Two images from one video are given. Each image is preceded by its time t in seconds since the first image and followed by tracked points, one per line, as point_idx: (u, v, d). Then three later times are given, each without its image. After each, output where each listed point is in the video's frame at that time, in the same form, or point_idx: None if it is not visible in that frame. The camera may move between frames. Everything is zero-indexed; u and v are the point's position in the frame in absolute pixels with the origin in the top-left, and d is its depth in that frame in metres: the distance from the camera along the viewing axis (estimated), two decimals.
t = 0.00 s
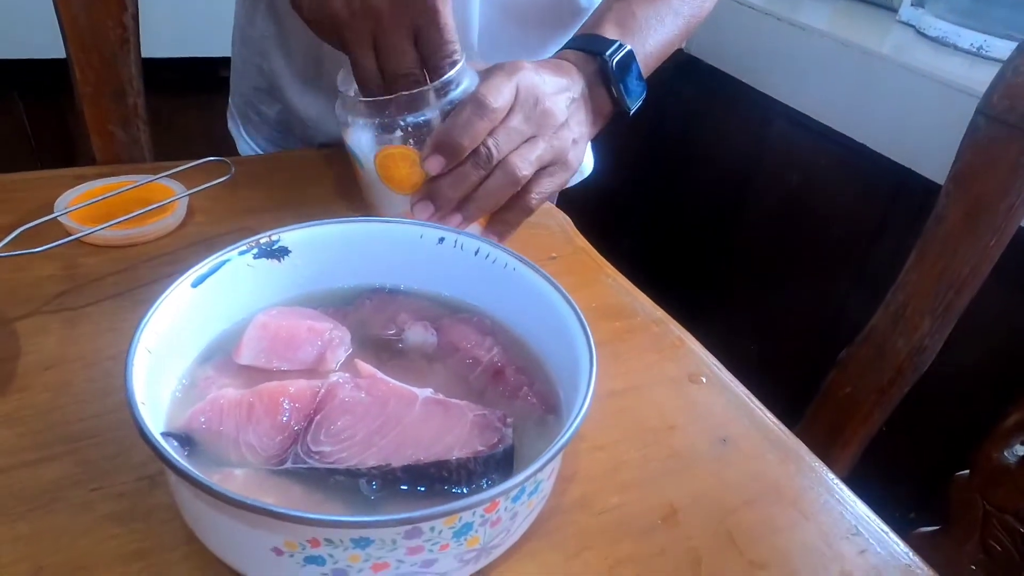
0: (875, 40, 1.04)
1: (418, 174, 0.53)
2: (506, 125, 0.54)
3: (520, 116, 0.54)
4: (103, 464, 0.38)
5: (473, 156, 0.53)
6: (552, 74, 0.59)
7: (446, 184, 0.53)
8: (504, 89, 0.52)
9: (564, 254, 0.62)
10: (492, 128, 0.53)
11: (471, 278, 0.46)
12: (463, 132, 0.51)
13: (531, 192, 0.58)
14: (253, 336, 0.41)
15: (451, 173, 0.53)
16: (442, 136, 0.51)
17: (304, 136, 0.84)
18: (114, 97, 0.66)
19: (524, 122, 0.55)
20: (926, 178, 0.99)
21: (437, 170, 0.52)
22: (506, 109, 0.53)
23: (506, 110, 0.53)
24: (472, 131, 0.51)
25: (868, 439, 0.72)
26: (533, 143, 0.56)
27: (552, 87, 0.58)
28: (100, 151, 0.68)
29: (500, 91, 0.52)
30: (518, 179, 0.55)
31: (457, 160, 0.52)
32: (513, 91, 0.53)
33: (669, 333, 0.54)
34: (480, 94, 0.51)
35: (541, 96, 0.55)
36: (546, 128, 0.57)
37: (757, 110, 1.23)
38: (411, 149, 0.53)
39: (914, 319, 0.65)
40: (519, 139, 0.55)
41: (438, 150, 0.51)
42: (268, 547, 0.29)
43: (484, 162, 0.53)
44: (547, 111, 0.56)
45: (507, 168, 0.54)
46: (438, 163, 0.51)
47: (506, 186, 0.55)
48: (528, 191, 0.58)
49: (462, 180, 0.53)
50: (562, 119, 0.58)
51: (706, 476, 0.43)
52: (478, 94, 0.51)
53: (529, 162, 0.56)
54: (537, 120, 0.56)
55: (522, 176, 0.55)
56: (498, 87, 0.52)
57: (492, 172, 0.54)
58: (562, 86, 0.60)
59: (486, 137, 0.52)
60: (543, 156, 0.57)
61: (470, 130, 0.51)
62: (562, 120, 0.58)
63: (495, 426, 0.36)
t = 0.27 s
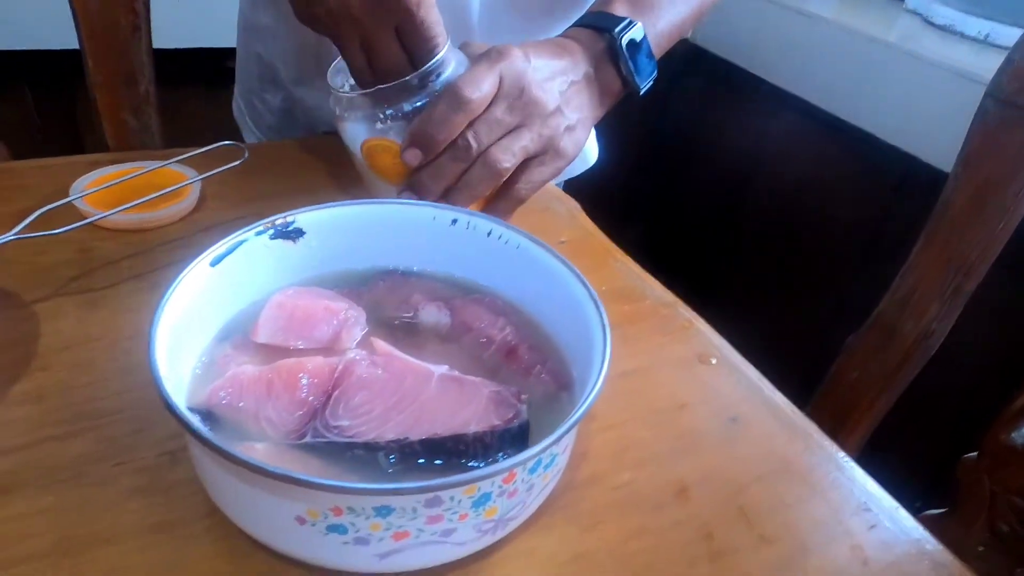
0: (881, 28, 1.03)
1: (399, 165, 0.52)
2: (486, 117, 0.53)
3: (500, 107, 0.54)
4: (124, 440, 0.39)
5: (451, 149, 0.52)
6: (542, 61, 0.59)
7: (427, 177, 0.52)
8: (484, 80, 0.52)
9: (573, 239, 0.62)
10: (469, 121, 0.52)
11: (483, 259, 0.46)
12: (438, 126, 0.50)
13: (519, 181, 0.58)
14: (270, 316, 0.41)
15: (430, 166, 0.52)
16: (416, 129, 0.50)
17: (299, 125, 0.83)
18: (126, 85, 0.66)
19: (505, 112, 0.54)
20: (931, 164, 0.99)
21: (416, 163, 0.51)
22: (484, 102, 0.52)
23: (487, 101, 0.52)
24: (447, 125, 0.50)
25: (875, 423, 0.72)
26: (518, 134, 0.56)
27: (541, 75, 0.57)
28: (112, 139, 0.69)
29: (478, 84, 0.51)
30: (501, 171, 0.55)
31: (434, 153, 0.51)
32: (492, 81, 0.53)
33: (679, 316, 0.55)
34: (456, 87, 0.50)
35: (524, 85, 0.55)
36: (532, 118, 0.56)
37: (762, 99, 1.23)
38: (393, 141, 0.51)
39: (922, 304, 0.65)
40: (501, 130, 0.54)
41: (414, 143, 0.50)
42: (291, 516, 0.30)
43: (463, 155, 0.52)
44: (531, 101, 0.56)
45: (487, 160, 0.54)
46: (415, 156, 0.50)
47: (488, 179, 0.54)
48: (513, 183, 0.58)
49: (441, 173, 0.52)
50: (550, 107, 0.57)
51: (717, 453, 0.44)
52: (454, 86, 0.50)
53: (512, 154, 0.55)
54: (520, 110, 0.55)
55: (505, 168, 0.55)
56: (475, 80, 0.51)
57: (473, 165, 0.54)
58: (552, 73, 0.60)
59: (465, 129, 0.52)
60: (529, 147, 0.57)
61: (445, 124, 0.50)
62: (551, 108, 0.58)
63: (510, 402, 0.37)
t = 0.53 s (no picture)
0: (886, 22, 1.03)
1: (408, 165, 0.53)
2: (495, 117, 0.53)
3: (510, 106, 0.54)
4: (154, 433, 0.40)
5: (460, 150, 0.52)
6: (555, 57, 0.59)
7: (437, 177, 0.53)
8: (494, 79, 0.52)
9: (588, 234, 0.62)
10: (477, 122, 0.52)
11: (503, 255, 0.47)
12: (445, 128, 0.50)
13: (534, 181, 0.57)
14: (296, 310, 0.42)
15: (439, 167, 0.52)
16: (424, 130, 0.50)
17: (309, 125, 0.81)
18: (143, 82, 0.67)
19: (516, 111, 0.55)
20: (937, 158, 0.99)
21: (425, 164, 0.52)
22: (491, 102, 0.52)
23: (494, 101, 0.52)
24: (453, 127, 0.50)
25: (887, 417, 0.73)
26: (529, 134, 0.55)
27: (553, 73, 0.57)
28: (130, 135, 0.70)
29: (486, 84, 0.51)
30: (512, 173, 0.54)
31: (441, 155, 0.51)
32: (501, 81, 0.53)
33: (694, 310, 0.55)
34: (462, 87, 0.51)
35: (536, 84, 0.55)
36: (543, 117, 0.56)
37: (769, 95, 1.23)
38: (401, 142, 0.52)
39: (934, 299, 0.66)
40: (511, 129, 0.54)
41: (422, 143, 0.51)
42: (325, 505, 0.31)
43: (472, 156, 0.52)
44: (544, 100, 0.56)
45: (499, 161, 0.53)
46: (423, 157, 0.51)
47: (499, 181, 0.54)
48: (528, 181, 0.57)
49: (450, 175, 0.52)
50: (562, 106, 0.57)
51: (735, 445, 0.44)
52: (460, 87, 0.51)
53: (523, 155, 0.55)
54: (531, 110, 0.55)
55: (516, 170, 0.54)
56: (483, 80, 0.51)
57: (484, 165, 0.53)
58: (565, 70, 0.59)
59: (473, 130, 0.52)
60: (542, 147, 0.56)
61: (452, 125, 0.50)
62: (563, 107, 0.57)
63: (534, 395, 0.37)
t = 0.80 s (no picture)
0: (892, 24, 1.01)
1: (422, 185, 0.54)
2: (507, 136, 0.55)
3: (522, 125, 0.55)
4: (175, 448, 0.40)
5: (473, 170, 0.54)
6: (568, 70, 0.59)
7: (449, 196, 0.54)
8: (506, 99, 0.53)
9: (599, 245, 0.63)
10: (490, 142, 0.53)
11: (517, 269, 0.47)
12: (459, 150, 0.51)
13: (548, 198, 0.58)
14: (315, 326, 0.42)
15: (453, 187, 0.54)
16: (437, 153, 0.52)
17: (313, 135, 0.81)
18: (156, 93, 0.68)
19: (528, 131, 0.56)
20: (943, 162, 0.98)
21: (439, 185, 0.53)
22: (503, 122, 0.53)
23: (507, 121, 0.53)
24: (466, 148, 0.51)
25: (895, 425, 0.73)
26: (542, 151, 0.57)
27: (566, 88, 0.58)
28: (143, 144, 0.70)
29: (497, 105, 0.52)
30: (524, 192, 0.56)
31: (455, 175, 0.53)
32: (513, 101, 0.54)
33: (705, 321, 0.56)
34: (474, 108, 0.51)
35: (549, 100, 0.56)
36: (556, 134, 0.57)
37: (775, 97, 1.22)
38: (416, 163, 0.53)
39: (943, 307, 0.66)
40: (523, 148, 0.56)
41: (436, 165, 0.52)
42: (349, 525, 0.31)
43: (485, 176, 0.54)
44: (557, 118, 0.57)
45: (511, 181, 0.55)
46: (437, 178, 0.53)
47: (512, 200, 0.55)
48: (540, 199, 0.58)
49: (464, 194, 0.54)
50: (575, 121, 0.58)
51: (749, 458, 0.45)
52: (472, 107, 0.51)
53: (536, 173, 0.56)
54: (543, 128, 0.56)
55: (529, 188, 0.56)
56: (495, 100, 0.52)
57: (496, 187, 0.55)
58: (580, 82, 0.60)
59: (485, 151, 0.53)
60: (555, 165, 0.57)
61: (465, 147, 0.51)
62: (576, 122, 0.58)
63: (552, 412, 0.38)
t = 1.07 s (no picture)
0: (897, 23, 1.01)
1: (427, 196, 0.53)
2: (515, 147, 0.55)
3: (531, 136, 0.55)
4: (179, 463, 0.40)
5: (481, 181, 0.54)
6: (575, 78, 0.59)
7: (455, 207, 0.54)
8: (515, 108, 0.53)
9: (602, 251, 0.63)
10: (497, 153, 0.53)
11: (521, 279, 0.47)
12: (465, 161, 0.51)
13: (555, 209, 0.58)
14: (318, 339, 0.42)
15: (459, 198, 0.54)
16: (444, 164, 0.52)
17: (312, 143, 0.80)
18: (158, 100, 0.68)
19: (536, 141, 0.56)
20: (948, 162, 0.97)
21: (444, 195, 0.53)
22: (511, 133, 0.52)
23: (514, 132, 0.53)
24: (473, 159, 0.51)
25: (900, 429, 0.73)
26: (549, 161, 0.57)
27: (575, 96, 0.58)
28: (145, 151, 0.70)
29: (507, 115, 0.52)
30: (532, 204, 0.56)
31: (461, 186, 0.53)
32: (522, 111, 0.53)
33: (709, 329, 0.55)
34: (482, 119, 0.51)
35: (558, 110, 0.56)
36: (563, 144, 0.57)
37: (778, 97, 1.22)
38: (421, 173, 0.53)
39: (950, 312, 0.66)
40: (531, 159, 0.56)
41: (442, 176, 0.52)
42: (355, 544, 0.31)
43: (492, 186, 0.54)
44: (567, 128, 0.57)
45: (520, 193, 0.55)
46: (442, 189, 0.53)
47: (520, 212, 0.55)
48: (548, 210, 0.58)
49: (470, 205, 0.54)
50: (583, 131, 0.58)
51: (754, 469, 0.45)
52: (481, 119, 0.51)
53: (543, 184, 0.56)
54: (551, 137, 0.56)
55: (537, 200, 0.56)
56: (503, 110, 0.52)
57: (504, 198, 0.55)
58: (588, 92, 0.60)
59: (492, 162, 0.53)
60: (563, 175, 0.57)
61: (472, 158, 0.51)
62: (585, 131, 0.58)
63: (556, 426, 0.38)
